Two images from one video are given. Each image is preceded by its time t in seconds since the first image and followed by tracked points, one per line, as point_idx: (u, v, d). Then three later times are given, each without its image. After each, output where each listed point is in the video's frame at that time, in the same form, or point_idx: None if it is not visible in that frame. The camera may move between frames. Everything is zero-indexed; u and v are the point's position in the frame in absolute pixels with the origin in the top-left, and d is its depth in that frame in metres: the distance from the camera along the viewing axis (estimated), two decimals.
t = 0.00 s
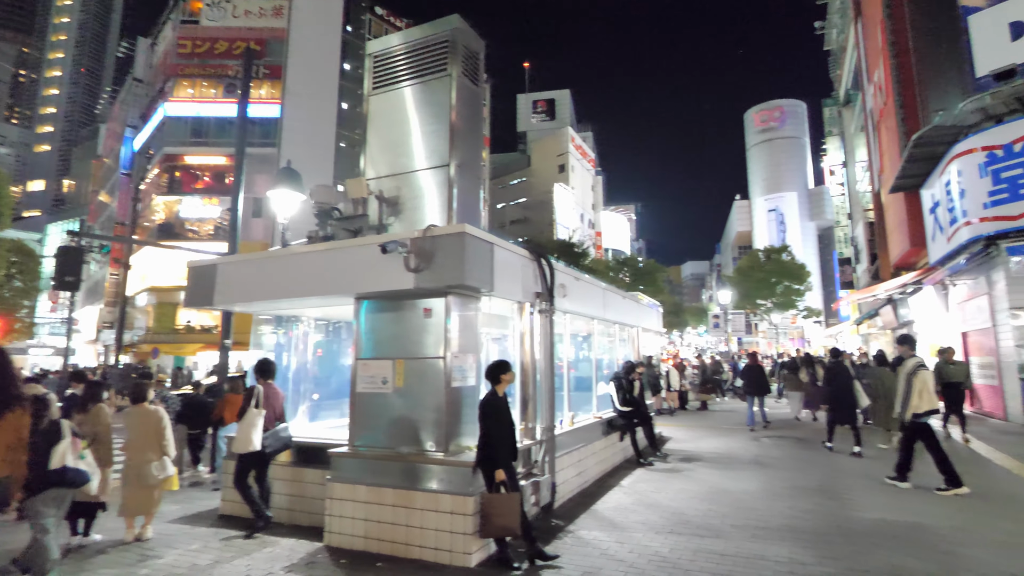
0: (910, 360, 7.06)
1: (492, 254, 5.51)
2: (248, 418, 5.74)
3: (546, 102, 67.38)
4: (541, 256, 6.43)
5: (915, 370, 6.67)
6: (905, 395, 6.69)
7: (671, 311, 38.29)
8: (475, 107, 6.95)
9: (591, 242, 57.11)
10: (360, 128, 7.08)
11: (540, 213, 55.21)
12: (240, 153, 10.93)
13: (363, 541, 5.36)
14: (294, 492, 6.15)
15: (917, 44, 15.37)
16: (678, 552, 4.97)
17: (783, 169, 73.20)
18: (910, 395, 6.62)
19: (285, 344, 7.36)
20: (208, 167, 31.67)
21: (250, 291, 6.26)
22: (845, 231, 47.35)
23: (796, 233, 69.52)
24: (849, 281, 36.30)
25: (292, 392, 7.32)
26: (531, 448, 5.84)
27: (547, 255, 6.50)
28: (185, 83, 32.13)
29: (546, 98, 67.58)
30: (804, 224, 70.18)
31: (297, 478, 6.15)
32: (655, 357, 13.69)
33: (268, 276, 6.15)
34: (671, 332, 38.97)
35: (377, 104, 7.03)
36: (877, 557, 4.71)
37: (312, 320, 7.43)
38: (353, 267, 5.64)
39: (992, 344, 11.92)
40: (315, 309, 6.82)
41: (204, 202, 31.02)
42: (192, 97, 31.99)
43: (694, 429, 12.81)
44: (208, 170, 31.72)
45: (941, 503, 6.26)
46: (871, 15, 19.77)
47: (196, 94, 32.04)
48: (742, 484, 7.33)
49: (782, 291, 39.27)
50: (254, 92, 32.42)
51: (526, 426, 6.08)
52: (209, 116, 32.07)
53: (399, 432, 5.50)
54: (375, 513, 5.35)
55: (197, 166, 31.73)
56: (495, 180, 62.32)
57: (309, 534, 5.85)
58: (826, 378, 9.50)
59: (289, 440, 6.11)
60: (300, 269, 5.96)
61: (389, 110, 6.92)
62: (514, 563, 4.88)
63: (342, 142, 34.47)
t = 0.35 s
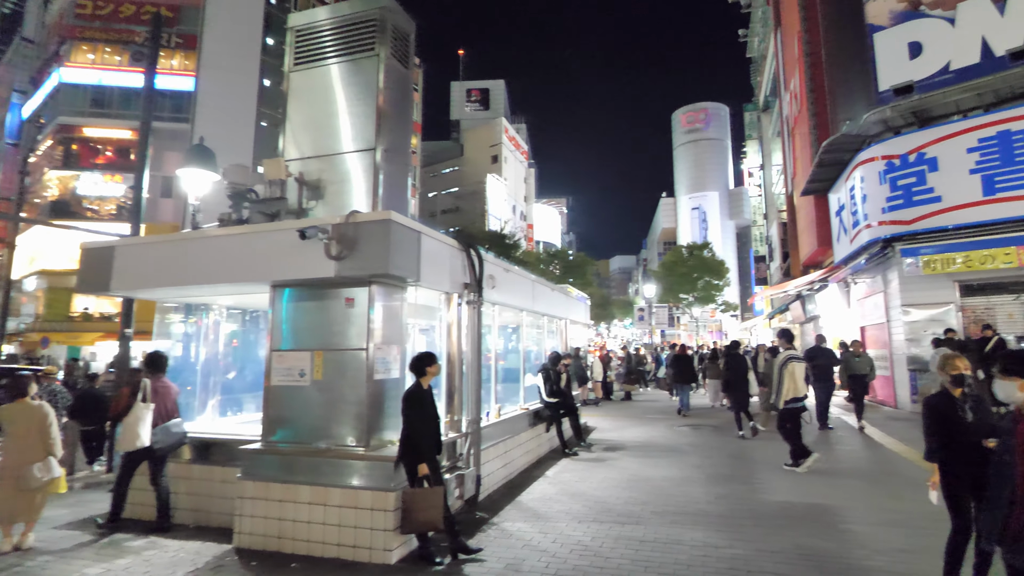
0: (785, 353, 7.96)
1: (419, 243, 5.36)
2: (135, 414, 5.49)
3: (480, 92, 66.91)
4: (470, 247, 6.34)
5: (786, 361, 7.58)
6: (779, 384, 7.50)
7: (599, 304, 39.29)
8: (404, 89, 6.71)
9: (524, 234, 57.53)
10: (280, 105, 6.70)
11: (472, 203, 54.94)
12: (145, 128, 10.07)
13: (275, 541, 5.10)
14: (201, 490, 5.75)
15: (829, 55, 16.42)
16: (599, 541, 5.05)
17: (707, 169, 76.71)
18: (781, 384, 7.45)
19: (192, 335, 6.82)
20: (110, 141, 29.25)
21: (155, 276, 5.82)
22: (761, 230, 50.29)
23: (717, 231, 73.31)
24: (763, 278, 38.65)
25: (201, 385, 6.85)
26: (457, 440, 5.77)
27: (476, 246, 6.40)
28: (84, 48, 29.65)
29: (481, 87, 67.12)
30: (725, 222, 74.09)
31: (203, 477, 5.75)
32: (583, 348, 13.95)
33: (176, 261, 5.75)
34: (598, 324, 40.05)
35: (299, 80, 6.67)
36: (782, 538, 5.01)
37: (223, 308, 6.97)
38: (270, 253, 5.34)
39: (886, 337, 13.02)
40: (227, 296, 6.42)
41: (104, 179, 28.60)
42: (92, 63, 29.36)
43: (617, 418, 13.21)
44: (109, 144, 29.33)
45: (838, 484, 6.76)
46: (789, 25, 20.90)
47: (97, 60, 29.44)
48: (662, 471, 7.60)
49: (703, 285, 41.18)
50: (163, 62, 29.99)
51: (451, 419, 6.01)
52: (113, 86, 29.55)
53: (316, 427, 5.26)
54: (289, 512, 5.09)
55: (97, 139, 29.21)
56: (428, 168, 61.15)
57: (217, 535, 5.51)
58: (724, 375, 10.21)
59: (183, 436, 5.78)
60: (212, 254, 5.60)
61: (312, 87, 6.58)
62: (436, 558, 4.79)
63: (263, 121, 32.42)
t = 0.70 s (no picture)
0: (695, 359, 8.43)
1: (361, 236, 5.14)
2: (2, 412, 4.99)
3: (434, 87, 66.23)
4: (416, 243, 6.16)
5: (696, 368, 8.04)
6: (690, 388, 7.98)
7: (547, 305, 39.63)
8: (352, 77, 6.45)
9: (474, 233, 57.40)
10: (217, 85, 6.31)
11: (422, 200, 54.31)
12: (67, 102, 9.32)
13: (194, 549, 4.75)
14: (113, 495, 5.30)
15: (773, 73, 17.11)
16: (538, 545, 4.99)
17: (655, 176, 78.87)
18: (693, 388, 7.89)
19: (114, 327, 6.38)
20: (31, 116, 26.72)
21: (70, 262, 5.36)
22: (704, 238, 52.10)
23: (663, 237, 75.48)
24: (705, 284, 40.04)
25: (120, 382, 6.36)
26: (395, 443, 5.59)
27: (422, 242, 6.23)
28: (4, 15, 27.72)
29: (435, 83, 66.46)
30: (670, 229, 76.37)
31: (116, 480, 5.30)
32: (530, 349, 13.96)
33: (95, 247, 5.32)
34: (546, 325, 40.41)
35: (238, 59, 6.28)
36: (719, 540, 5.09)
37: (146, 298, 6.44)
38: (200, 242, 5.01)
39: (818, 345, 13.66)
40: (150, 287, 5.96)
41: (24, 157, 26.28)
42: (13, 31, 27.64)
43: (561, 420, 13.28)
44: (31, 120, 26.76)
45: (771, 486, 6.98)
46: (737, 40, 21.69)
47: (18, 29, 27.71)
48: (603, 474, 7.64)
49: (648, 290, 42.26)
50: (94, 36, 28.73)
51: (390, 420, 5.81)
52: (35, 57, 27.62)
53: (243, 428, 4.95)
54: (211, 518, 4.76)
55: (18, 114, 26.62)
56: (378, 162, 60.59)
57: (130, 544, 5.09)
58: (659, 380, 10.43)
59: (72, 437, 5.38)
60: (136, 241, 5.22)
61: (253, 67, 6.22)
62: (370, 566, 4.58)
63: (202, 104, 30.94)
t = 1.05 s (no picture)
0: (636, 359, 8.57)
1: (311, 236, 4.92)
2: None
3: (399, 86, 65.45)
4: (371, 244, 5.95)
5: (630, 369, 8.25)
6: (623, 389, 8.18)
7: (512, 306, 39.54)
8: (305, 69, 6.18)
9: (438, 234, 56.95)
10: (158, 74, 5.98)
11: (385, 200, 53.56)
12: None
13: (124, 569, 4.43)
14: (37, 511, 4.92)
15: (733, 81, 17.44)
16: (493, 555, 4.85)
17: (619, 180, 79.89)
18: (624, 386, 8.09)
19: (45, 328, 5.91)
20: None
21: None
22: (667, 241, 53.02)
23: (627, 240, 76.48)
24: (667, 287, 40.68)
25: (49, 388, 5.92)
26: (345, 452, 5.37)
27: (378, 243, 6.02)
28: None
29: (400, 82, 65.71)
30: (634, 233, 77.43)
31: (42, 495, 4.92)
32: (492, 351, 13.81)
33: (23, 244, 4.96)
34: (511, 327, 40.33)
35: (183, 47, 5.97)
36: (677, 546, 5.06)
37: (80, 299, 6.01)
38: (136, 239, 4.70)
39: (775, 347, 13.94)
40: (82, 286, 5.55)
41: None
42: None
43: (523, 423, 13.18)
44: None
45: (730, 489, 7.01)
46: (700, 49, 22.08)
47: None
48: (563, 479, 7.57)
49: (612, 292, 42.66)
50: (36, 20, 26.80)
51: (342, 428, 5.58)
52: None
53: (181, 437, 4.66)
54: (143, 535, 4.45)
55: None
56: (341, 160, 59.48)
57: (55, 564, 4.73)
58: (621, 381, 10.79)
59: None
60: (67, 238, 4.87)
61: (200, 56, 5.92)
62: None
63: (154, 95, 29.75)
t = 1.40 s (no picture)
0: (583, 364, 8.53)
1: (254, 236, 4.60)
2: None
3: (358, 85, 64.48)
4: (321, 244, 5.63)
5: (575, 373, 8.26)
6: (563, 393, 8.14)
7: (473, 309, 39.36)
8: (250, 59, 5.84)
9: (397, 235, 56.29)
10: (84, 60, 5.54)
11: (342, 200, 52.57)
12: None
13: None
14: None
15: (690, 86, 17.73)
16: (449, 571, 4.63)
17: (579, 184, 80.71)
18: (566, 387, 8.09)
19: None
20: None
21: None
22: (626, 244, 53.80)
23: (588, 243, 77.28)
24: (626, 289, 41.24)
25: None
26: (292, 466, 5.06)
27: (329, 243, 5.71)
28: None
29: (359, 81, 64.76)
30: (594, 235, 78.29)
31: None
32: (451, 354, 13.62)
33: None
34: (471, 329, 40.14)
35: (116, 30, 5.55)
36: (636, 554, 4.97)
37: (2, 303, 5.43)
38: (57, 238, 4.30)
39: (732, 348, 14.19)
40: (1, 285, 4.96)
41: None
42: None
43: (482, 427, 13.05)
44: None
45: (689, 492, 7.01)
46: (658, 55, 22.45)
47: None
48: (524, 486, 7.41)
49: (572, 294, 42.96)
50: None
51: (290, 440, 5.29)
52: None
53: (110, 455, 4.28)
54: (64, 563, 4.06)
55: None
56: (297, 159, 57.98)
57: None
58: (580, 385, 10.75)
59: None
60: None
61: (134, 42, 5.52)
62: None
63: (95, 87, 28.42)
